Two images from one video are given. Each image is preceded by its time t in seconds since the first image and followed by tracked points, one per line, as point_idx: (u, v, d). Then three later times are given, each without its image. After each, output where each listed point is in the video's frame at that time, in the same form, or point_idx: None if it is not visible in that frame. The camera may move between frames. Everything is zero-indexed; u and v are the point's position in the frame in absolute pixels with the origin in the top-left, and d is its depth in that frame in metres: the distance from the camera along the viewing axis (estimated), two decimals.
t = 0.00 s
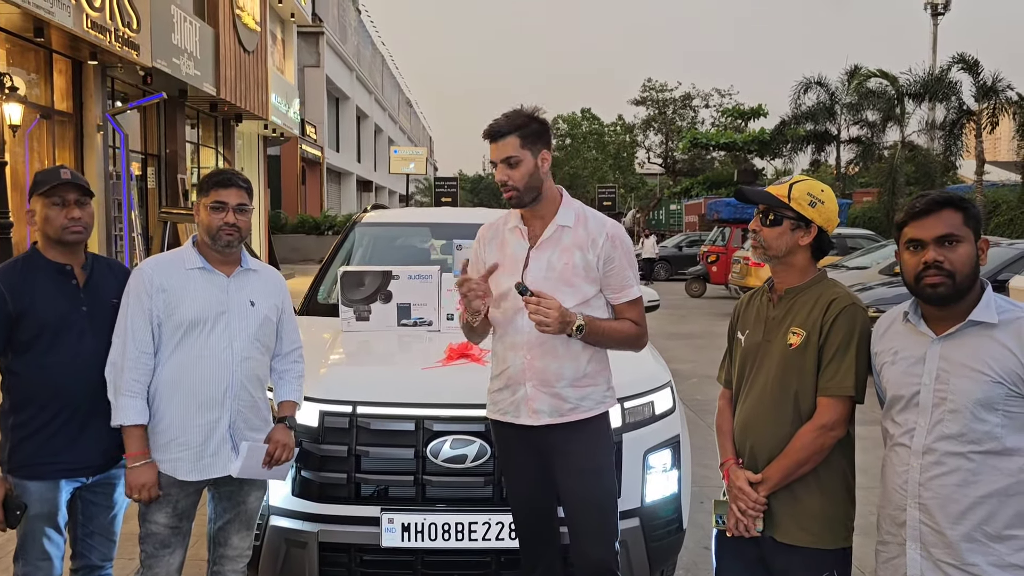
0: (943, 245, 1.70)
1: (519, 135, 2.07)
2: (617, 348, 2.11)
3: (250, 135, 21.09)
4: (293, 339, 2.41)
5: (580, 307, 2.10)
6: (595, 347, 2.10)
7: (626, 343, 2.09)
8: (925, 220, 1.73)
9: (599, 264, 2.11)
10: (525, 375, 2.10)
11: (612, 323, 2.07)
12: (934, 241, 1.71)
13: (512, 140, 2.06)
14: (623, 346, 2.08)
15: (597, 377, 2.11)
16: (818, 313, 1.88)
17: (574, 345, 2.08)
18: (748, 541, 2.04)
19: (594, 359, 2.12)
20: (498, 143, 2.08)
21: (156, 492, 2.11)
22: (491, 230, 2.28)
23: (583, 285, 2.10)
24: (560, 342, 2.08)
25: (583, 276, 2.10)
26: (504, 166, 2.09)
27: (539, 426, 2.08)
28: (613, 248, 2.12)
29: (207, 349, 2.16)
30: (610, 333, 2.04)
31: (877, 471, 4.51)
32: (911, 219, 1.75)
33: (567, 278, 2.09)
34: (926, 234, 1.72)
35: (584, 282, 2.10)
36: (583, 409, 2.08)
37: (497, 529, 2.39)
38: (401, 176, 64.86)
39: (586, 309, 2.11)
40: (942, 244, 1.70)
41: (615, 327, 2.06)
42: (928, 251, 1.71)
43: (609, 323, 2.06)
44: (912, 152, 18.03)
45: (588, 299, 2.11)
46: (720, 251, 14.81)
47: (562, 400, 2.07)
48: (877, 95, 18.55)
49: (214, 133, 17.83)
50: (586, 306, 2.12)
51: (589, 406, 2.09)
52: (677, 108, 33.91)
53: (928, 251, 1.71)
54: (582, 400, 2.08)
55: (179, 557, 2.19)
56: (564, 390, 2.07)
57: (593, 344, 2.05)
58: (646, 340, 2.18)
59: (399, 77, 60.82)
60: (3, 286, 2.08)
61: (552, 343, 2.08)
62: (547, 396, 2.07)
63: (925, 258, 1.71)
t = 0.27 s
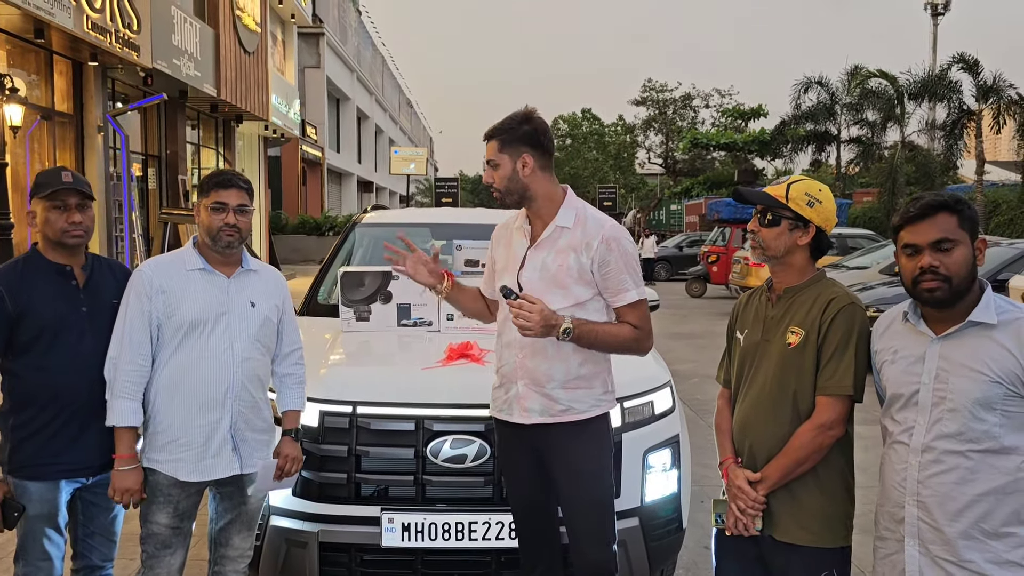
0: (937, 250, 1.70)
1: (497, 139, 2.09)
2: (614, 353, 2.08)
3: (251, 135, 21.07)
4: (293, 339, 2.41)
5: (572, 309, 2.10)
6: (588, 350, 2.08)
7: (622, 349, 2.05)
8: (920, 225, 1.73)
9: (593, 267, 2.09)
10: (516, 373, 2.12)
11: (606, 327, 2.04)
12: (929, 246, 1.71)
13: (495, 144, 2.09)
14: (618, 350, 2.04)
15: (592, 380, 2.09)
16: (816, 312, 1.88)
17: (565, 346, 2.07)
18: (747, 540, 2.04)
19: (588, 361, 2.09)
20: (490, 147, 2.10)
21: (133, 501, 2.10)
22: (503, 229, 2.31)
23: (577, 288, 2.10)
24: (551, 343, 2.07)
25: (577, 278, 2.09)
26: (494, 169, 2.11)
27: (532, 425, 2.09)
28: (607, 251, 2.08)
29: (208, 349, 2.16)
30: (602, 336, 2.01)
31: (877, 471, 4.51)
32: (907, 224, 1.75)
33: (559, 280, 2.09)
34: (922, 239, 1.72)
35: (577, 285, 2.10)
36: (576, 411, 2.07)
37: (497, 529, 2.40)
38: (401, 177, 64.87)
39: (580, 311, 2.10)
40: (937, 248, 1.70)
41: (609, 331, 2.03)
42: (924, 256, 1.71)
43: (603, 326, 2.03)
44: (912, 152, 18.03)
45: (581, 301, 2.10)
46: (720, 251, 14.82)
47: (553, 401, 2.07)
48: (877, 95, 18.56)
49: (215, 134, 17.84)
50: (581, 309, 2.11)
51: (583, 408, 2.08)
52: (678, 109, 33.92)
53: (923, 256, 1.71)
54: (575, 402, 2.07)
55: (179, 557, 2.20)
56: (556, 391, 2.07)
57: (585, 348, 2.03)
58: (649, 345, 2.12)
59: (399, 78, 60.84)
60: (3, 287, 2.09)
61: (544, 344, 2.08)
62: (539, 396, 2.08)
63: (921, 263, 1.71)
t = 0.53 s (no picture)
0: (921, 285, 1.66)
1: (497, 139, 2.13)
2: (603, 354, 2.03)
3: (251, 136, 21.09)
4: (297, 338, 2.42)
5: (567, 309, 2.09)
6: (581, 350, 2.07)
7: (610, 351, 2.00)
8: (897, 263, 1.68)
9: (585, 268, 2.06)
10: (513, 369, 2.16)
11: (592, 328, 2.00)
12: (911, 283, 1.67)
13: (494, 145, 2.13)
14: (605, 353, 1.99)
15: (586, 380, 2.09)
16: (817, 310, 1.89)
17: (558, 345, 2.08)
18: (750, 536, 2.06)
19: (581, 361, 2.08)
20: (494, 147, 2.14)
21: (173, 491, 2.12)
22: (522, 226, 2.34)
23: (570, 288, 2.08)
24: (543, 342, 2.09)
25: (571, 278, 2.08)
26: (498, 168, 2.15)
27: (527, 421, 2.13)
28: (597, 251, 2.04)
29: (214, 348, 2.17)
30: (586, 337, 1.98)
31: (878, 469, 4.52)
32: (885, 260, 1.71)
33: (554, 280, 2.09)
34: (903, 276, 1.68)
35: (571, 285, 2.08)
36: (567, 411, 2.08)
37: (500, 526, 2.41)
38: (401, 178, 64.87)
39: (573, 311, 2.09)
40: (921, 284, 1.66)
41: (596, 333, 1.99)
42: (908, 291, 1.68)
43: (589, 328, 2.00)
44: (912, 151, 18.04)
45: (574, 301, 2.08)
46: (720, 250, 14.84)
47: (545, 400, 2.09)
48: (877, 95, 18.57)
49: (216, 135, 17.86)
50: (574, 309, 2.09)
51: (577, 407, 2.08)
52: (677, 109, 33.93)
53: (909, 292, 1.67)
54: (567, 402, 2.08)
55: (186, 555, 2.21)
56: (548, 390, 2.08)
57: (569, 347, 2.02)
58: (645, 348, 2.04)
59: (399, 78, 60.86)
60: (10, 286, 2.11)
61: (536, 342, 2.10)
62: (532, 393, 2.11)
63: (905, 299, 1.68)
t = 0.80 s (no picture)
0: (912, 300, 1.66)
1: (502, 141, 2.15)
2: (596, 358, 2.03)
3: (252, 138, 21.10)
4: (301, 338, 2.44)
5: (563, 311, 2.10)
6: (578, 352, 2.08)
7: (602, 355, 2.00)
8: (886, 281, 1.68)
9: (582, 271, 2.07)
10: (514, 369, 2.19)
11: (585, 331, 2.00)
12: (903, 300, 1.67)
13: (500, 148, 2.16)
14: (597, 356, 2.00)
15: (585, 381, 2.10)
16: (818, 310, 1.90)
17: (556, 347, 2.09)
18: (752, 535, 2.07)
19: (579, 363, 2.09)
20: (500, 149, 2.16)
21: (183, 491, 2.14)
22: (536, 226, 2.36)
23: (567, 291, 2.10)
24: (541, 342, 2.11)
25: (568, 281, 2.09)
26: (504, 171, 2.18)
27: (528, 420, 2.15)
28: (593, 255, 2.04)
29: (221, 349, 2.19)
30: (579, 339, 1.99)
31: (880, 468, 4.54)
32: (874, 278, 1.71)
33: (552, 281, 2.11)
34: (893, 293, 1.68)
35: (568, 288, 2.10)
36: (565, 411, 2.09)
37: (504, 526, 2.42)
38: (401, 179, 64.89)
39: (570, 314, 2.10)
40: (912, 300, 1.66)
41: (588, 335, 1.99)
42: (900, 308, 1.69)
43: (581, 331, 2.00)
44: (912, 151, 18.07)
45: (572, 304, 2.10)
46: (721, 251, 14.87)
47: (544, 399, 2.11)
48: (876, 95, 18.60)
49: (216, 137, 17.89)
50: (571, 312, 2.10)
51: (576, 408, 2.09)
52: (677, 109, 33.95)
53: (901, 306, 1.68)
54: (565, 402, 2.09)
55: (193, 556, 2.23)
56: (547, 390, 2.10)
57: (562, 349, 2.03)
58: (636, 354, 2.03)
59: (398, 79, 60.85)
60: (17, 287, 2.11)
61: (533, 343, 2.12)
62: (531, 392, 2.13)
63: (898, 315, 1.69)
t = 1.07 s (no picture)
0: (904, 300, 1.70)
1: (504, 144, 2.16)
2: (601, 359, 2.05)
3: (250, 138, 21.10)
4: (303, 339, 2.45)
5: (566, 312, 2.11)
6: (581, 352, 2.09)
7: (607, 355, 2.02)
8: (879, 282, 1.71)
9: (586, 272, 2.08)
10: (516, 369, 2.20)
11: (590, 332, 2.01)
12: (894, 299, 1.71)
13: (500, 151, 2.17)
14: (602, 357, 2.01)
15: (587, 381, 2.11)
16: (816, 310, 1.91)
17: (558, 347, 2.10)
18: (753, 533, 2.08)
19: (581, 362, 2.11)
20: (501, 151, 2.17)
21: (175, 494, 2.14)
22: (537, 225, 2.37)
23: (570, 292, 2.11)
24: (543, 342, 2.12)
25: (571, 283, 2.10)
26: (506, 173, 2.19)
27: (528, 419, 2.16)
28: (597, 257, 2.05)
29: (223, 349, 2.20)
30: (585, 341, 2.00)
31: (879, 467, 4.55)
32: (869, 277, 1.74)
33: (554, 282, 2.12)
34: (884, 294, 1.72)
35: (571, 290, 2.11)
36: (568, 411, 2.10)
37: (506, 525, 2.43)
38: (400, 180, 64.89)
39: (573, 315, 2.11)
40: (904, 300, 1.69)
41: (593, 337, 2.00)
42: (892, 306, 1.72)
43: (586, 332, 2.02)
44: (910, 151, 18.10)
45: (575, 305, 2.10)
46: (720, 251, 14.89)
47: (546, 400, 2.12)
48: (874, 95, 18.63)
49: (215, 138, 17.89)
50: (574, 312, 2.11)
51: (577, 407, 2.10)
52: (676, 109, 33.97)
53: (893, 305, 1.72)
54: (567, 401, 2.10)
55: (196, 556, 2.24)
56: (549, 390, 2.11)
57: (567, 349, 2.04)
58: (640, 354, 2.04)
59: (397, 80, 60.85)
60: (21, 289, 2.12)
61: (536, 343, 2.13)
62: (533, 392, 2.14)
63: (890, 314, 1.73)
